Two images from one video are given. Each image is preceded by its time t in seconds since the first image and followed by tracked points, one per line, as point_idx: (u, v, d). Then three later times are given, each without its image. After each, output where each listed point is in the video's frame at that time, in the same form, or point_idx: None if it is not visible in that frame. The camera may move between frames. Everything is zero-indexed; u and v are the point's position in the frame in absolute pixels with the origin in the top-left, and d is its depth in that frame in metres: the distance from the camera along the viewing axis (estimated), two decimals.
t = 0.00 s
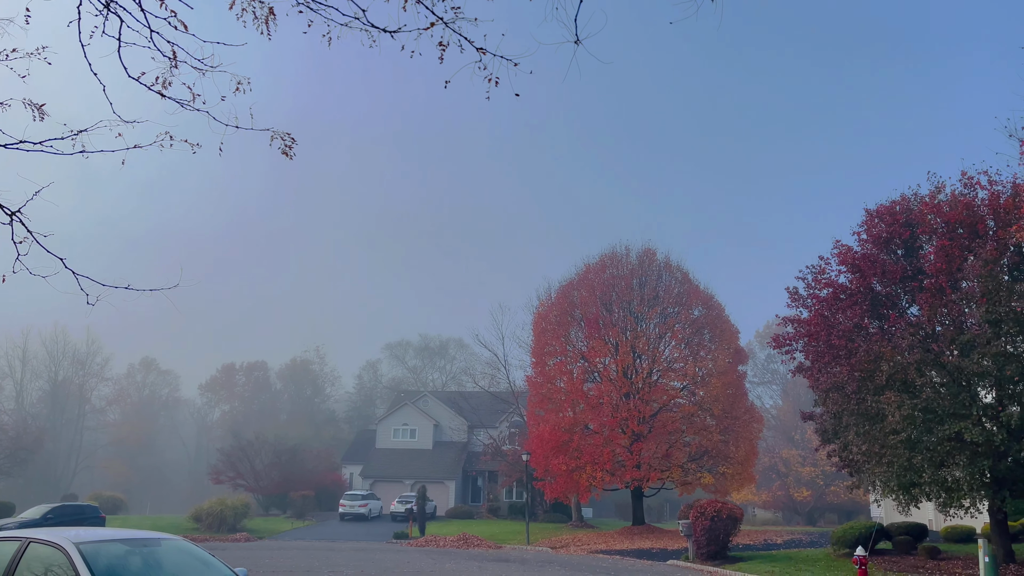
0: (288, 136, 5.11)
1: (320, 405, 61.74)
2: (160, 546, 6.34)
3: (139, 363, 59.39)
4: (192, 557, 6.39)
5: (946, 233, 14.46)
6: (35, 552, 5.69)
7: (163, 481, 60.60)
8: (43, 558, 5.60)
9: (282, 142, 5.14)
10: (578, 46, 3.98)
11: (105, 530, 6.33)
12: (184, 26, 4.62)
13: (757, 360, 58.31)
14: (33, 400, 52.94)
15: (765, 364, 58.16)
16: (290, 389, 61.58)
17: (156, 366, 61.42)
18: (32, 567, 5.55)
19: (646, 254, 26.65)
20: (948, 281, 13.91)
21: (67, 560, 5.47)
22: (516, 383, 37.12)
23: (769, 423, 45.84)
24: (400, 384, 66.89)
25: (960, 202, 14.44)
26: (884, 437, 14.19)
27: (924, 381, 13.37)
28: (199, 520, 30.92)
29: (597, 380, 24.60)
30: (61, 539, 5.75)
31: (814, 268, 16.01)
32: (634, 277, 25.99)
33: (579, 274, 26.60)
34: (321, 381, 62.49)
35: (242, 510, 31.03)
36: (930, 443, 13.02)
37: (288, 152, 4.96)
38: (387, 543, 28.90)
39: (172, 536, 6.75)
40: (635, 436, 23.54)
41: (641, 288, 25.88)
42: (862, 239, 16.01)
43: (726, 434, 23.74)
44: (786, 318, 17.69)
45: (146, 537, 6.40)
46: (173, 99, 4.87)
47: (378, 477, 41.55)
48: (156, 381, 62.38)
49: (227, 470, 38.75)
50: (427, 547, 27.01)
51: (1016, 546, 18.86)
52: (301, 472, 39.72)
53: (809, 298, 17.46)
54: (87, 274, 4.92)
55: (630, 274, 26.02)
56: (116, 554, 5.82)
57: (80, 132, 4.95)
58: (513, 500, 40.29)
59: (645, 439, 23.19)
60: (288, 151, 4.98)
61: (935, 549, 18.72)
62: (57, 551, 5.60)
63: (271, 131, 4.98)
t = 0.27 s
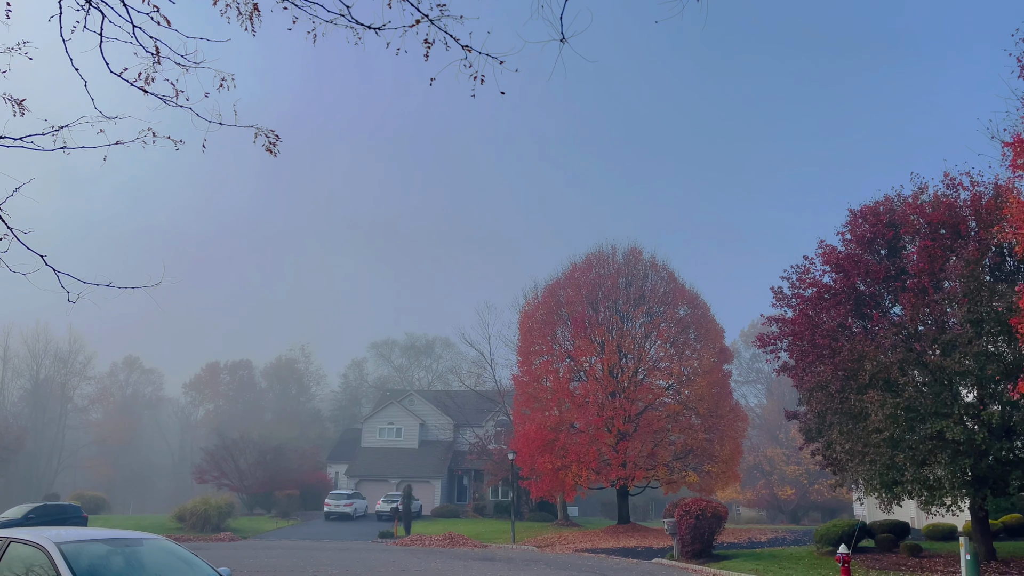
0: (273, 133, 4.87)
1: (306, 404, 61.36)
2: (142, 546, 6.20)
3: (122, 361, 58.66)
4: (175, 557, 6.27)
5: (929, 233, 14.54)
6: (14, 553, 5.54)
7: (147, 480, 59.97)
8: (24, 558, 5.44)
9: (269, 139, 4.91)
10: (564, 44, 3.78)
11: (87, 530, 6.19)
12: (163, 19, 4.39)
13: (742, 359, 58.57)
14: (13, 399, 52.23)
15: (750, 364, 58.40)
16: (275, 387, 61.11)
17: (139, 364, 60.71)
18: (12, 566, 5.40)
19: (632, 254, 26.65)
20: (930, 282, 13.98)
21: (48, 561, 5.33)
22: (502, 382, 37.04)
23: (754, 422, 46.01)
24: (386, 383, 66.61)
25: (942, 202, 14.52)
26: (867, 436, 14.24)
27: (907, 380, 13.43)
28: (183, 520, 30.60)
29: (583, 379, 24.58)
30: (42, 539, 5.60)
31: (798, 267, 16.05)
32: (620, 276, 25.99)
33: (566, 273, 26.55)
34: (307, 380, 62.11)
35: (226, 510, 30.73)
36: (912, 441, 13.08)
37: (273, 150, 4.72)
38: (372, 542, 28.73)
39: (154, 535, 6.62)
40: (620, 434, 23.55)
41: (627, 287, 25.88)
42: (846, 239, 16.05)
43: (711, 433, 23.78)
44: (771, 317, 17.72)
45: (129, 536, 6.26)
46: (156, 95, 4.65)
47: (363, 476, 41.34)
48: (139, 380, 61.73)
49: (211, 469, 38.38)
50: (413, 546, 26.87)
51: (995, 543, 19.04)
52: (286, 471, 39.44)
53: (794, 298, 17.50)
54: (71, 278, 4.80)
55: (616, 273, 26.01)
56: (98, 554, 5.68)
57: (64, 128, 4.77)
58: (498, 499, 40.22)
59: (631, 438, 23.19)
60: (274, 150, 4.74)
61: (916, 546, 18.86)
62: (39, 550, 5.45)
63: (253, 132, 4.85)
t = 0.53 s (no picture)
0: (257, 132, 4.91)
1: (291, 403, 60.97)
2: (125, 547, 6.05)
3: (104, 360, 57.91)
4: (159, 558, 6.13)
5: (911, 234, 14.60)
6: None
7: (129, 480, 59.18)
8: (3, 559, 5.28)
9: (253, 138, 4.94)
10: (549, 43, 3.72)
11: (67, 530, 6.02)
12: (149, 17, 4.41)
13: (727, 358, 58.82)
14: None
15: (735, 363, 58.64)
16: (259, 386, 60.65)
17: (122, 363, 59.97)
18: None
19: (618, 253, 26.64)
20: (913, 282, 14.04)
21: (29, 560, 5.18)
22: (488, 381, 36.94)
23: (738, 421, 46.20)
24: (371, 383, 66.32)
25: (925, 203, 14.59)
26: (850, 435, 14.29)
27: (889, 380, 13.48)
28: (166, 520, 30.24)
29: (569, 379, 24.53)
30: (21, 539, 5.44)
31: (783, 268, 16.07)
32: (606, 276, 25.96)
33: (552, 273, 26.49)
34: (292, 379, 61.72)
35: (209, 509, 30.39)
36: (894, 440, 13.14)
37: (258, 148, 4.77)
38: (357, 542, 28.53)
39: (136, 536, 6.47)
40: (606, 434, 23.53)
41: (613, 286, 25.85)
42: (830, 239, 16.10)
43: (696, 432, 23.79)
44: (755, 317, 17.74)
45: (110, 537, 6.11)
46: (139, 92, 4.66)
47: (348, 476, 41.08)
48: (122, 379, 61.01)
49: (194, 469, 38.00)
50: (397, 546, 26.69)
51: (976, 540, 19.19)
52: (270, 471, 39.10)
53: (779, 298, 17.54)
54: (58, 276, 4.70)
55: (602, 273, 25.98)
56: (79, 554, 5.54)
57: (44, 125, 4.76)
58: (484, 498, 40.12)
59: (616, 437, 23.17)
60: (259, 148, 4.78)
61: (898, 544, 18.97)
62: (18, 551, 5.30)
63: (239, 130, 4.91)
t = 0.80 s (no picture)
0: (240, 128, 4.93)
1: (275, 403, 60.68)
2: (105, 547, 5.92)
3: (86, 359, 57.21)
4: (140, 559, 6.01)
5: (893, 235, 14.70)
6: None
7: (111, 480, 58.15)
8: None
9: (237, 134, 4.97)
10: (531, 43, 3.76)
11: (45, 531, 5.88)
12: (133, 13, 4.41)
13: (711, 358, 59.08)
14: None
15: (719, 363, 58.95)
16: (243, 386, 60.18)
17: (104, 362, 59.26)
18: None
19: (604, 253, 26.65)
20: (895, 283, 14.13)
21: (5, 561, 5.07)
22: (474, 380, 36.88)
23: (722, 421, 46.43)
24: (356, 382, 66.04)
25: (907, 204, 14.69)
26: (833, 434, 14.37)
27: (872, 380, 13.56)
28: (148, 520, 29.88)
29: (554, 378, 24.52)
30: None
31: (767, 268, 16.12)
32: (591, 276, 25.96)
33: (538, 272, 26.45)
34: (276, 379, 61.38)
35: (192, 509, 30.08)
36: (876, 440, 13.22)
37: (242, 146, 4.81)
38: (342, 542, 28.34)
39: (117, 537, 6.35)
40: (591, 433, 23.56)
41: (598, 286, 25.86)
42: (813, 240, 16.16)
43: (680, 431, 23.84)
44: (740, 317, 17.78)
45: (89, 538, 5.97)
46: (122, 89, 4.64)
47: (333, 476, 40.83)
48: (104, 378, 60.27)
49: (178, 469, 37.63)
50: (381, 546, 26.53)
51: (956, 539, 19.36)
52: (254, 470, 38.77)
53: (763, 298, 17.60)
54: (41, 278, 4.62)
55: (588, 273, 25.98)
56: (59, 555, 5.43)
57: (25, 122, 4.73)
58: (469, 498, 40.05)
59: (601, 437, 23.20)
60: (243, 146, 4.82)
61: (880, 542, 19.11)
62: None
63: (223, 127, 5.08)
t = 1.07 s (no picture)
0: (225, 128, 4.90)
1: (259, 403, 60.61)
2: (86, 548, 5.78)
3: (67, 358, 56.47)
4: (121, 559, 5.89)
5: (876, 236, 14.79)
6: None
7: (92, 480, 57.34)
8: None
9: (221, 133, 4.95)
10: (517, 44, 3.75)
11: (24, 532, 5.74)
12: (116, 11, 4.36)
13: (696, 358, 59.29)
14: None
15: (703, 363, 59.18)
16: (227, 385, 59.68)
17: (85, 361, 58.52)
18: None
19: (589, 253, 26.65)
20: (877, 284, 14.21)
21: None
22: (459, 380, 36.78)
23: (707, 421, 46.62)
24: (340, 382, 65.72)
25: (889, 206, 14.79)
26: (815, 434, 14.43)
27: (854, 380, 13.63)
28: (130, 521, 29.51)
29: (540, 378, 24.48)
30: None
31: (751, 268, 16.16)
32: (576, 276, 25.95)
33: (523, 272, 26.40)
34: (260, 378, 61.23)
35: (175, 510, 29.74)
36: (858, 439, 13.28)
37: (228, 146, 4.79)
38: (326, 542, 28.13)
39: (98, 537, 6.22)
40: (576, 433, 23.55)
41: (583, 286, 25.85)
42: (797, 241, 16.22)
43: (665, 431, 23.87)
44: (724, 317, 17.82)
45: (70, 539, 5.83)
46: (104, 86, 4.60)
47: (317, 476, 40.56)
48: (86, 377, 59.49)
49: (160, 469, 37.26)
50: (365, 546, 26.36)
51: (937, 538, 19.54)
52: (237, 470, 38.43)
53: (747, 298, 17.65)
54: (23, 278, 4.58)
55: (573, 273, 25.96)
56: (39, 557, 5.29)
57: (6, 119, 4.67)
58: (454, 498, 39.93)
59: (586, 437, 23.19)
60: (228, 145, 4.80)
61: (862, 541, 19.24)
62: None
63: (206, 126, 5.15)
